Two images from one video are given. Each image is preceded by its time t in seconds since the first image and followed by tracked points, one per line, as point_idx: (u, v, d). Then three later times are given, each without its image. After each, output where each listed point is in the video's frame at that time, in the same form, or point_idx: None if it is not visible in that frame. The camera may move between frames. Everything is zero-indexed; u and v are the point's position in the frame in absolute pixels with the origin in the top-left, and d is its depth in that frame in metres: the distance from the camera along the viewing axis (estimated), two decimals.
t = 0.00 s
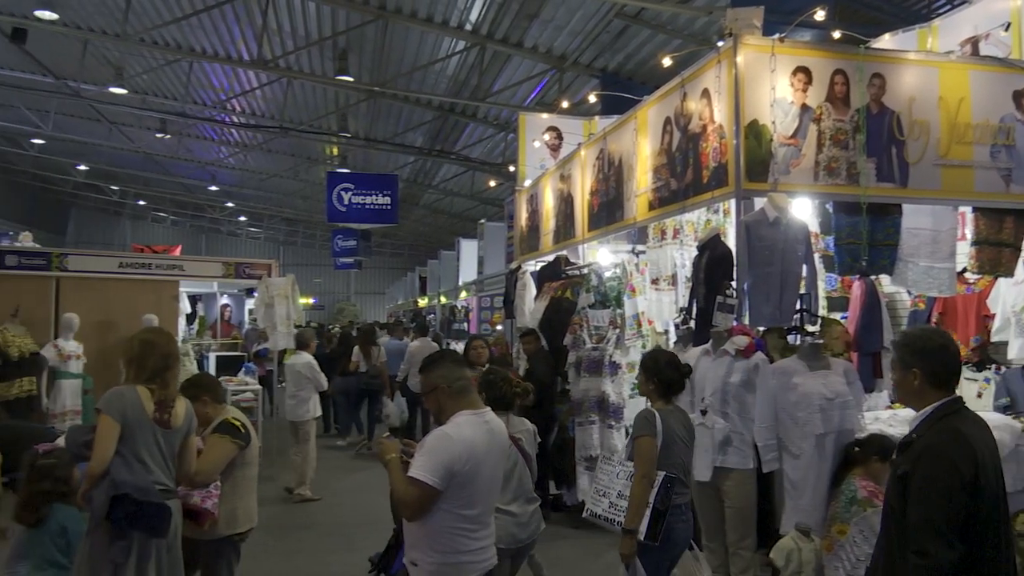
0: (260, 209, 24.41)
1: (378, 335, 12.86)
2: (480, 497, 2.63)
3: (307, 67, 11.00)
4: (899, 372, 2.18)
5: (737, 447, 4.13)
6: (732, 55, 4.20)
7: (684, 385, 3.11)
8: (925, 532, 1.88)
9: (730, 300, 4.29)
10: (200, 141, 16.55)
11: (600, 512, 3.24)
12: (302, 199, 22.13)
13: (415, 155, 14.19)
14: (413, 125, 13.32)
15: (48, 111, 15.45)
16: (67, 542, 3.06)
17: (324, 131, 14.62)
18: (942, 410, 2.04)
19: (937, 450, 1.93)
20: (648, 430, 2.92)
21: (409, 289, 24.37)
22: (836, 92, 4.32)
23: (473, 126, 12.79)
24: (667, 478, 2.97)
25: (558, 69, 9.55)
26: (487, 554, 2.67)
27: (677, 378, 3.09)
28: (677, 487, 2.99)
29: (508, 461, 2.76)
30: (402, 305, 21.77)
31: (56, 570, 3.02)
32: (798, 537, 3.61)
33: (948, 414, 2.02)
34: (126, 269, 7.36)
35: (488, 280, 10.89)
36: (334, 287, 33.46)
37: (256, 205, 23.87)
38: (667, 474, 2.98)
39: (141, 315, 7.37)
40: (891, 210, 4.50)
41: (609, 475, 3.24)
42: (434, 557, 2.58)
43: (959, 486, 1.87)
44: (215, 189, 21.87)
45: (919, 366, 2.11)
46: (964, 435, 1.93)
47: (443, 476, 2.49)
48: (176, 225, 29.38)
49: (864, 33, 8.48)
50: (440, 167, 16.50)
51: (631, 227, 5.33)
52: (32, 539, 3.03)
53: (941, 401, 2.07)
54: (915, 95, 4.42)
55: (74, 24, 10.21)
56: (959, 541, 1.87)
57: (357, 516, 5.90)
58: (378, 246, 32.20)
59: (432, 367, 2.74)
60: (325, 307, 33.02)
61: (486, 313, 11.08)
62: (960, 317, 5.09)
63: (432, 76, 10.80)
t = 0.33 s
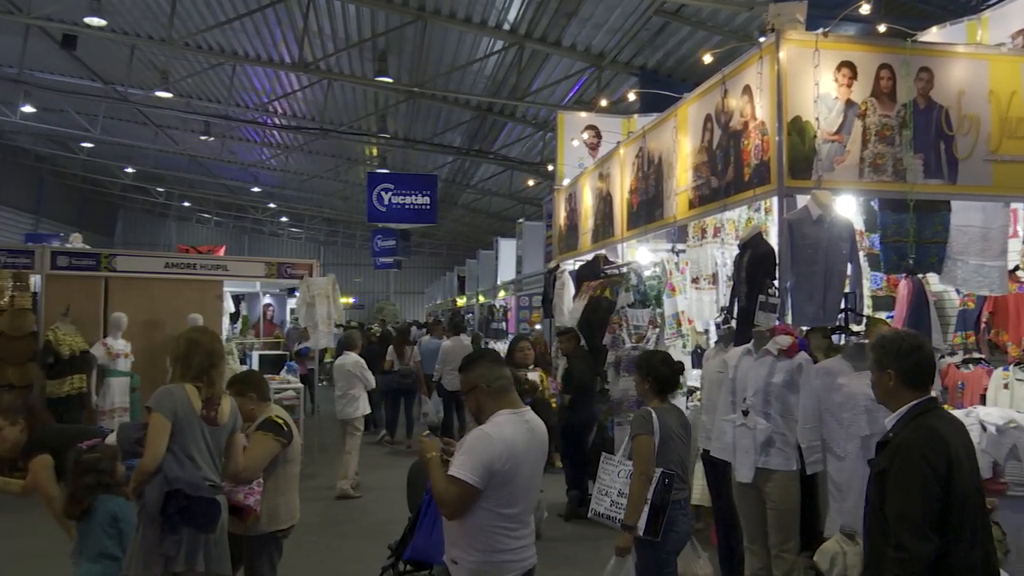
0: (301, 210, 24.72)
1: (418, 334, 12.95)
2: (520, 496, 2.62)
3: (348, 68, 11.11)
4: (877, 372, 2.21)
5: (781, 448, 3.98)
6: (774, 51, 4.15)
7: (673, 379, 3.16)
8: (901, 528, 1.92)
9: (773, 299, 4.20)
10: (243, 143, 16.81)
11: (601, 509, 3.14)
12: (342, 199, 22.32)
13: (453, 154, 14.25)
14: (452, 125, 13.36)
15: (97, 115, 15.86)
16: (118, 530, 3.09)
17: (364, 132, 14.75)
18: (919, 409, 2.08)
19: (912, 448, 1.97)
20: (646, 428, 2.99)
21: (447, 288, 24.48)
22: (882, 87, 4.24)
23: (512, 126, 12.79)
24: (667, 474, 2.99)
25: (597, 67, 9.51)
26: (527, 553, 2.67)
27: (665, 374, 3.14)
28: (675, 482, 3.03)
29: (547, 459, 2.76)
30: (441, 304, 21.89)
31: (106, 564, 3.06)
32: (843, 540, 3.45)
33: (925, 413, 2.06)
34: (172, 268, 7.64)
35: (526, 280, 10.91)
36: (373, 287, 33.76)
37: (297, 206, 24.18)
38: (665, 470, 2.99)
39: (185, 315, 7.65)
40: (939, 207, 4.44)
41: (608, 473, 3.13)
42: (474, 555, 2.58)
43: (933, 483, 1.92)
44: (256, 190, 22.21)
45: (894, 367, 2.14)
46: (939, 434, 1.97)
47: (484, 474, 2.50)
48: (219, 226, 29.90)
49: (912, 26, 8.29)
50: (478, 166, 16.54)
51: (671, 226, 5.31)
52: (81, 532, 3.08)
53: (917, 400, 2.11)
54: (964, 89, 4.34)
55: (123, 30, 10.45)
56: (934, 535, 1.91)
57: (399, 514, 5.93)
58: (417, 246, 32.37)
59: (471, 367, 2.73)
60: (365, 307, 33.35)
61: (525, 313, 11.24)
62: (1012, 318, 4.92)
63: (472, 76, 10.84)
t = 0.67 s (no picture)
0: (334, 210, 24.93)
1: (450, 334, 13.01)
2: (554, 495, 2.61)
3: (380, 70, 11.19)
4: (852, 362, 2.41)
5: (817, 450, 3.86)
6: (810, 46, 4.09)
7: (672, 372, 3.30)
8: (870, 503, 2.13)
9: (808, 299, 4.11)
10: (276, 145, 17.02)
11: (594, 494, 3.25)
12: (374, 200, 22.47)
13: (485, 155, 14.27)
14: (483, 125, 13.38)
15: (135, 118, 16.19)
16: (156, 527, 3.14)
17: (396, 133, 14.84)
18: (888, 397, 2.29)
19: (881, 435, 2.18)
20: (640, 417, 3.10)
21: (479, 289, 24.52)
22: (920, 82, 4.18)
23: (543, 125, 12.77)
24: (656, 463, 3.12)
25: (629, 65, 9.47)
26: (560, 553, 2.65)
27: (663, 367, 3.29)
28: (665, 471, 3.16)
29: (580, 459, 2.73)
30: (473, 304, 21.94)
31: (143, 561, 3.11)
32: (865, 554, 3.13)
33: (893, 402, 2.27)
34: (207, 269, 7.75)
35: (558, 279, 10.90)
36: (405, 287, 33.97)
37: (329, 207, 24.40)
38: (654, 459, 3.13)
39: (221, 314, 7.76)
40: (981, 204, 4.36)
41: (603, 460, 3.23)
42: (507, 554, 2.58)
43: (900, 465, 2.13)
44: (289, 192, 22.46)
45: (869, 357, 2.36)
46: (906, 421, 2.18)
47: (517, 474, 2.49)
48: (254, 227, 30.30)
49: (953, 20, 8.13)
50: (510, 166, 16.55)
51: (704, 225, 5.29)
52: (120, 527, 3.12)
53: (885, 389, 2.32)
54: (1006, 83, 4.27)
55: (160, 34, 10.64)
56: (898, 513, 2.13)
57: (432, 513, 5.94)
58: (448, 245, 32.45)
59: (505, 366, 2.74)
60: (397, 306, 33.57)
61: (557, 313, 11.24)
62: None
63: (503, 76, 10.86)
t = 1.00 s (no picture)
0: (361, 210, 25.05)
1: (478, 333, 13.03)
2: (582, 495, 2.59)
3: (407, 70, 11.24)
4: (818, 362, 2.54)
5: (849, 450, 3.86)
6: (841, 43, 4.04)
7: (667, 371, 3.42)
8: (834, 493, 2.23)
9: (839, 299, 4.10)
10: (304, 145, 17.16)
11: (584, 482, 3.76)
12: (401, 200, 22.57)
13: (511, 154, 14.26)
14: (510, 124, 13.36)
15: (166, 120, 16.45)
16: (194, 521, 3.19)
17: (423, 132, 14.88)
18: (852, 392, 2.41)
19: (846, 426, 2.29)
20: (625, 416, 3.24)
21: (506, 288, 24.51)
22: (954, 78, 4.12)
23: (570, 124, 12.73)
24: (639, 458, 3.27)
25: (656, 63, 9.41)
26: (588, 553, 2.64)
27: (660, 367, 3.42)
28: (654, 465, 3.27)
29: (608, 459, 2.71)
30: (500, 303, 21.95)
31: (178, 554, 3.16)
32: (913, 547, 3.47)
33: (856, 396, 2.38)
34: (238, 269, 7.88)
35: (584, 278, 10.88)
36: (432, 286, 34.08)
37: (356, 206, 24.53)
38: (637, 455, 3.27)
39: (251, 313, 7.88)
40: (1017, 201, 4.27)
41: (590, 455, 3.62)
42: (534, 553, 2.56)
43: (862, 453, 2.24)
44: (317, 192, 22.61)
45: (831, 356, 2.48)
46: (867, 412, 2.29)
47: (545, 474, 2.47)
48: (283, 227, 30.59)
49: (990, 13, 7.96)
50: (536, 165, 16.52)
51: (732, 223, 5.25)
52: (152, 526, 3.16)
53: (851, 384, 2.44)
54: None
55: (191, 37, 10.79)
56: (863, 500, 2.22)
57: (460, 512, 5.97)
58: (475, 244, 32.48)
59: (532, 365, 2.74)
60: (424, 305, 33.69)
61: (584, 312, 11.22)
62: None
63: (529, 75, 10.86)
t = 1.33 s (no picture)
0: (386, 210, 25.15)
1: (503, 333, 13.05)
2: (607, 495, 2.57)
3: (432, 71, 11.27)
4: (778, 361, 2.59)
5: (877, 452, 3.82)
6: (870, 39, 3.99)
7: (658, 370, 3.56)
8: (773, 495, 2.36)
9: (869, 298, 4.05)
10: (330, 146, 17.28)
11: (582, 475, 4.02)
12: (425, 200, 22.64)
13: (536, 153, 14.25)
14: (534, 124, 13.34)
15: (194, 122, 16.68)
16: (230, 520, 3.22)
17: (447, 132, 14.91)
18: (808, 393, 2.47)
19: (792, 431, 2.36)
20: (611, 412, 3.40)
21: (531, 288, 24.46)
22: (986, 74, 4.05)
23: (594, 123, 12.70)
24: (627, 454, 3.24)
25: (682, 61, 9.36)
26: (614, 553, 2.63)
27: (653, 366, 3.56)
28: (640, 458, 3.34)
29: (634, 459, 2.69)
30: (525, 302, 21.95)
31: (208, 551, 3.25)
32: (945, 549, 3.43)
33: (808, 398, 2.44)
34: (265, 269, 7.97)
35: (609, 278, 10.87)
36: (457, 286, 34.11)
37: (381, 206, 24.63)
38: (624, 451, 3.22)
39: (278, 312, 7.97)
40: None
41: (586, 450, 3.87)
42: (559, 553, 2.56)
43: (805, 458, 2.32)
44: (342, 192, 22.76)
45: (786, 357, 2.53)
46: (812, 417, 2.35)
47: (571, 474, 2.47)
48: (309, 227, 30.85)
49: None
50: (560, 164, 16.50)
51: (759, 222, 5.20)
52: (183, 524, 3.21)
53: (807, 386, 2.49)
54: None
55: (218, 39, 10.91)
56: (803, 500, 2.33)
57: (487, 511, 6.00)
58: (499, 243, 32.45)
59: (560, 364, 2.73)
60: (448, 305, 33.75)
61: (609, 311, 11.20)
62: None
63: (554, 74, 10.84)
